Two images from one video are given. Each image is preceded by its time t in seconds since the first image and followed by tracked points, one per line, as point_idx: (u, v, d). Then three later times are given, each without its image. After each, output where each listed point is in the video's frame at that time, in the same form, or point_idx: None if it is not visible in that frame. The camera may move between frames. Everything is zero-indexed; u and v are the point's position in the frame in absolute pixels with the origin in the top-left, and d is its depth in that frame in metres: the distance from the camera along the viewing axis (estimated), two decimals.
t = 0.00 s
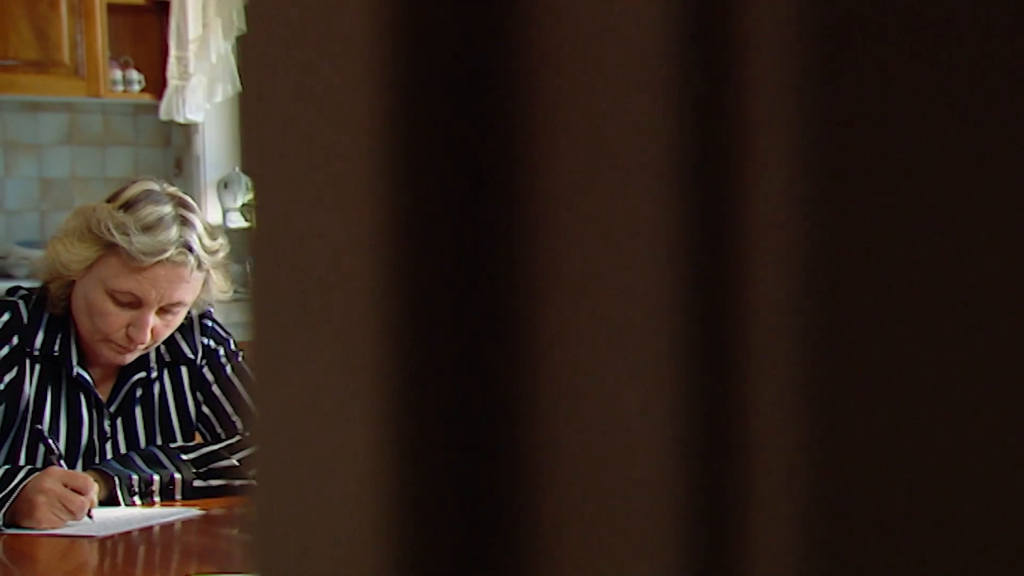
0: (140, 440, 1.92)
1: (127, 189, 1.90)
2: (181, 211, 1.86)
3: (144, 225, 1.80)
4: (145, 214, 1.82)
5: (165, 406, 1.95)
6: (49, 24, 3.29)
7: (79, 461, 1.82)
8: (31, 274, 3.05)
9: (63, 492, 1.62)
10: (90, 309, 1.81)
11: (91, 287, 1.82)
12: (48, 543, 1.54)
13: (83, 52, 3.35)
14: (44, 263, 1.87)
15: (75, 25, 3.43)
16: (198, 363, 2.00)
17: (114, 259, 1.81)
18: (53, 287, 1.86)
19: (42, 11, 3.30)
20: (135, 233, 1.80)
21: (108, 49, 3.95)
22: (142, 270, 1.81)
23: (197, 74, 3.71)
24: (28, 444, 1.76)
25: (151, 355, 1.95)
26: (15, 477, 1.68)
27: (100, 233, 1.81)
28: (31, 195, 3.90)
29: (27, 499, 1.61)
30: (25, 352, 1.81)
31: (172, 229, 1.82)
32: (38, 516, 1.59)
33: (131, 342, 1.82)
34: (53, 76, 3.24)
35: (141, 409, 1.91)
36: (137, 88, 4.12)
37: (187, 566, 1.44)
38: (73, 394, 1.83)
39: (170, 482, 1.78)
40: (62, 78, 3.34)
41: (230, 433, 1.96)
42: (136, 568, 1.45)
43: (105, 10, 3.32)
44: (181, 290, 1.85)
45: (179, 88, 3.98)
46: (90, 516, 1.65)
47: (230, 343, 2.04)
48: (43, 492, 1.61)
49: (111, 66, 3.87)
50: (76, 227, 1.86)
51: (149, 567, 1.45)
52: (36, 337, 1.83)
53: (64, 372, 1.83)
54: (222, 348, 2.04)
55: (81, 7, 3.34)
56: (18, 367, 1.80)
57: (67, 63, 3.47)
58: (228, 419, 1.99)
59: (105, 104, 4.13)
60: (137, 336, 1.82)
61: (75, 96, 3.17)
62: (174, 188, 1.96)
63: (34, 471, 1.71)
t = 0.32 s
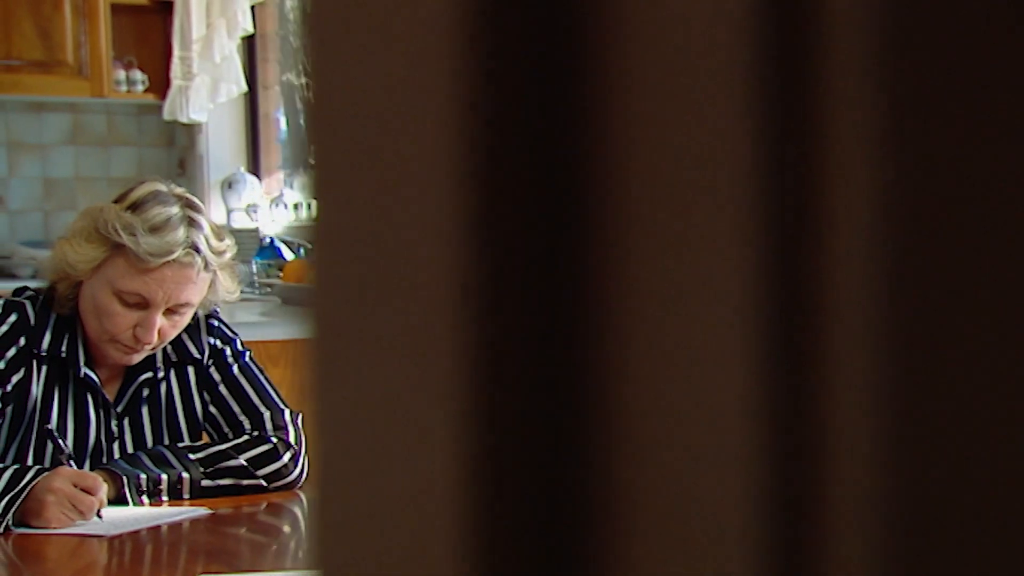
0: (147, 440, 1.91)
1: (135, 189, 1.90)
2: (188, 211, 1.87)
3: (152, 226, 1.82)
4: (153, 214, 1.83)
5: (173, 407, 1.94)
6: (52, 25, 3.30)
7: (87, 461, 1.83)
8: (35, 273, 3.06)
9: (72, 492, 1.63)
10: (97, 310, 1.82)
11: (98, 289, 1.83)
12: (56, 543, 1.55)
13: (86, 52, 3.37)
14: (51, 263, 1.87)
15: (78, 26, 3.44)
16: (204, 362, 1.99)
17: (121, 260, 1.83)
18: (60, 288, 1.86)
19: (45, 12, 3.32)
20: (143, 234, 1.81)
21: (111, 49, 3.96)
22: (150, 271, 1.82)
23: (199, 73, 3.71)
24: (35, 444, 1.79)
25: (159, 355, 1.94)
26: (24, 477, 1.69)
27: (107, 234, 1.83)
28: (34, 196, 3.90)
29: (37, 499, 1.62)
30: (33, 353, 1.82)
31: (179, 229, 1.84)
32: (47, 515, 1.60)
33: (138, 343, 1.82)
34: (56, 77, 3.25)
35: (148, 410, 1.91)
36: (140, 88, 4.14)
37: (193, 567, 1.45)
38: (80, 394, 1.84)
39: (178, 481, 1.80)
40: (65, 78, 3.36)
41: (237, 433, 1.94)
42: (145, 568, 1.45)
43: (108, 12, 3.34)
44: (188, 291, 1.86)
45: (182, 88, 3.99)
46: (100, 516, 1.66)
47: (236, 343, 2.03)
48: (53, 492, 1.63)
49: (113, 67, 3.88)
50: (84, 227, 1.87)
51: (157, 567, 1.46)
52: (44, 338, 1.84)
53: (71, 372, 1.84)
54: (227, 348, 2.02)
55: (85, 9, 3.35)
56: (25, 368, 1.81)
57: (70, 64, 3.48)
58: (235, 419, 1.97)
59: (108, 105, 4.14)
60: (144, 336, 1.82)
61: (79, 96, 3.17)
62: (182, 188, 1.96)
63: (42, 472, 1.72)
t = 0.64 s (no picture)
0: (158, 437, 1.92)
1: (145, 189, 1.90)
2: (198, 211, 1.87)
3: (162, 225, 1.82)
4: (164, 214, 1.83)
5: (183, 405, 1.94)
6: (58, 24, 3.32)
7: (98, 459, 1.84)
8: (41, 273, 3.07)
9: (85, 491, 1.64)
10: (108, 309, 1.82)
11: (109, 289, 1.83)
12: (69, 540, 1.56)
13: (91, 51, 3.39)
14: (62, 262, 1.88)
15: (84, 26, 3.46)
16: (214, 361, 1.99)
17: (132, 260, 1.83)
18: (71, 286, 1.87)
19: (50, 12, 3.33)
20: (153, 234, 1.81)
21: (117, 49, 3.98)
22: (160, 271, 1.82)
23: (203, 73, 3.73)
24: (47, 442, 1.79)
25: (169, 354, 1.94)
26: (36, 475, 1.70)
27: (119, 233, 1.83)
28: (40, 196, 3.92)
29: (49, 498, 1.63)
30: (44, 352, 1.82)
31: (190, 230, 1.84)
32: (59, 514, 1.61)
33: (148, 343, 1.82)
34: (62, 76, 3.27)
35: (159, 408, 1.91)
36: (146, 88, 4.16)
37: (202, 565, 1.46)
38: (91, 394, 1.84)
39: (189, 480, 1.81)
40: (71, 77, 3.37)
41: (247, 432, 1.95)
42: (155, 565, 1.46)
43: (113, 12, 3.35)
44: (199, 291, 1.85)
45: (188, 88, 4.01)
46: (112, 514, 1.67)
47: (246, 342, 2.02)
48: (64, 490, 1.63)
49: (119, 67, 3.90)
50: (95, 227, 1.87)
51: (168, 564, 1.47)
52: (55, 337, 1.84)
53: (82, 371, 1.84)
54: (238, 348, 2.01)
55: (90, 8, 3.37)
56: (37, 367, 1.81)
57: (76, 64, 3.51)
58: (245, 418, 1.98)
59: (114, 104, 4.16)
60: (154, 336, 1.81)
61: (84, 96, 3.20)
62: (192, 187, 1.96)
63: (54, 470, 1.73)
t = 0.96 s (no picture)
0: (170, 436, 1.93)
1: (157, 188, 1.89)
2: (209, 210, 1.86)
3: (173, 226, 1.82)
4: (174, 214, 1.83)
5: (195, 404, 1.95)
6: (63, 24, 3.32)
7: (111, 457, 1.85)
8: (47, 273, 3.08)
9: (99, 489, 1.64)
10: (118, 309, 1.81)
11: (120, 288, 1.82)
12: (84, 538, 1.56)
13: (96, 51, 3.40)
14: (74, 262, 1.88)
15: (89, 26, 3.47)
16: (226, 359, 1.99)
17: (142, 259, 1.83)
18: (82, 285, 1.86)
19: (56, 12, 3.34)
20: (164, 233, 1.81)
21: (122, 49, 3.99)
22: (171, 270, 1.81)
23: (208, 73, 3.74)
24: (60, 439, 1.80)
25: (181, 352, 1.94)
26: (48, 474, 1.70)
27: (129, 233, 1.83)
28: (45, 196, 3.93)
29: (63, 495, 1.64)
30: (56, 350, 1.82)
31: (200, 229, 1.83)
32: (74, 512, 1.62)
33: (158, 341, 1.81)
34: (66, 76, 3.28)
35: (171, 406, 1.92)
36: (150, 87, 4.17)
37: (213, 565, 1.46)
38: (103, 392, 1.84)
39: (201, 479, 1.81)
40: (76, 77, 3.38)
41: (259, 431, 1.96)
42: (167, 564, 1.46)
43: (118, 12, 3.36)
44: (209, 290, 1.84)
45: (192, 87, 4.01)
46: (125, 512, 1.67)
47: (258, 341, 2.03)
48: (79, 488, 1.64)
49: (124, 67, 3.91)
50: (106, 226, 1.87)
51: (179, 562, 1.48)
52: (66, 335, 1.83)
53: (93, 369, 1.84)
54: (249, 345, 2.02)
55: (95, 8, 3.38)
56: (49, 365, 1.81)
57: (80, 64, 3.52)
58: (257, 416, 1.98)
59: (119, 103, 4.17)
60: (164, 334, 1.80)
61: (88, 96, 3.20)
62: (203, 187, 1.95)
63: (67, 468, 1.73)
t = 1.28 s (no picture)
0: (183, 434, 1.93)
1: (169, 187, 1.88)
2: (222, 209, 1.85)
3: (186, 224, 1.81)
4: (187, 212, 1.82)
5: (207, 402, 1.96)
6: (69, 24, 3.33)
7: (124, 454, 1.86)
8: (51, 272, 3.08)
9: (117, 487, 1.65)
10: (131, 306, 1.81)
11: (132, 286, 1.81)
12: (100, 536, 1.57)
13: (102, 51, 3.40)
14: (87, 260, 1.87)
15: (95, 26, 3.47)
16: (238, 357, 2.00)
17: (155, 258, 1.82)
18: (95, 283, 1.85)
19: (62, 11, 3.35)
20: (177, 232, 1.80)
21: (127, 48, 4.00)
22: (183, 269, 1.81)
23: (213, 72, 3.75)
24: (74, 436, 1.80)
25: (194, 350, 1.95)
26: (63, 471, 1.71)
27: (142, 231, 1.81)
28: (50, 195, 3.94)
29: (81, 493, 1.65)
30: (69, 347, 1.82)
31: (213, 228, 1.82)
32: (91, 509, 1.63)
33: (171, 340, 1.80)
34: (72, 75, 3.29)
35: (183, 404, 1.92)
36: (156, 87, 4.18)
37: (226, 564, 1.46)
38: (116, 389, 1.85)
39: (214, 476, 1.82)
40: (81, 76, 3.39)
41: (270, 429, 1.97)
42: (179, 562, 1.47)
43: (124, 11, 3.37)
44: (221, 288, 1.83)
45: (198, 87, 4.02)
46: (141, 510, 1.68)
47: (270, 340, 2.04)
48: (97, 485, 1.65)
49: (129, 67, 3.91)
50: (119, 224, 1.86)
51: (191, 560, 1.48)
52: (79, 333, 1.84)
53: (107, 367, 1.85)
54: (261, 344, 2.03)
55: (101, 8, 3.38)
56: (62, 362, 1.81)
57: (85, 63, 3.53)
58: (269, 415, 1.99)
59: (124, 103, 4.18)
60: (176, 333, 1.80)
61: (93, 95, 3.21)
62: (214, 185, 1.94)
63: (83, 466, 1.74)
